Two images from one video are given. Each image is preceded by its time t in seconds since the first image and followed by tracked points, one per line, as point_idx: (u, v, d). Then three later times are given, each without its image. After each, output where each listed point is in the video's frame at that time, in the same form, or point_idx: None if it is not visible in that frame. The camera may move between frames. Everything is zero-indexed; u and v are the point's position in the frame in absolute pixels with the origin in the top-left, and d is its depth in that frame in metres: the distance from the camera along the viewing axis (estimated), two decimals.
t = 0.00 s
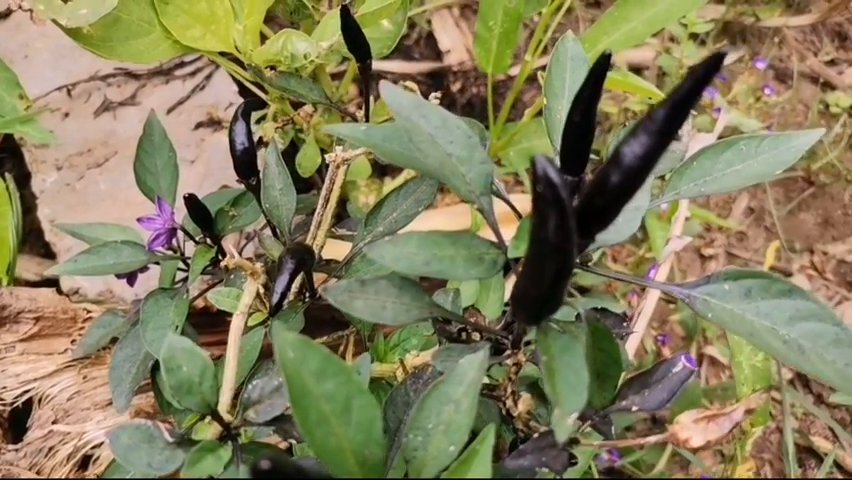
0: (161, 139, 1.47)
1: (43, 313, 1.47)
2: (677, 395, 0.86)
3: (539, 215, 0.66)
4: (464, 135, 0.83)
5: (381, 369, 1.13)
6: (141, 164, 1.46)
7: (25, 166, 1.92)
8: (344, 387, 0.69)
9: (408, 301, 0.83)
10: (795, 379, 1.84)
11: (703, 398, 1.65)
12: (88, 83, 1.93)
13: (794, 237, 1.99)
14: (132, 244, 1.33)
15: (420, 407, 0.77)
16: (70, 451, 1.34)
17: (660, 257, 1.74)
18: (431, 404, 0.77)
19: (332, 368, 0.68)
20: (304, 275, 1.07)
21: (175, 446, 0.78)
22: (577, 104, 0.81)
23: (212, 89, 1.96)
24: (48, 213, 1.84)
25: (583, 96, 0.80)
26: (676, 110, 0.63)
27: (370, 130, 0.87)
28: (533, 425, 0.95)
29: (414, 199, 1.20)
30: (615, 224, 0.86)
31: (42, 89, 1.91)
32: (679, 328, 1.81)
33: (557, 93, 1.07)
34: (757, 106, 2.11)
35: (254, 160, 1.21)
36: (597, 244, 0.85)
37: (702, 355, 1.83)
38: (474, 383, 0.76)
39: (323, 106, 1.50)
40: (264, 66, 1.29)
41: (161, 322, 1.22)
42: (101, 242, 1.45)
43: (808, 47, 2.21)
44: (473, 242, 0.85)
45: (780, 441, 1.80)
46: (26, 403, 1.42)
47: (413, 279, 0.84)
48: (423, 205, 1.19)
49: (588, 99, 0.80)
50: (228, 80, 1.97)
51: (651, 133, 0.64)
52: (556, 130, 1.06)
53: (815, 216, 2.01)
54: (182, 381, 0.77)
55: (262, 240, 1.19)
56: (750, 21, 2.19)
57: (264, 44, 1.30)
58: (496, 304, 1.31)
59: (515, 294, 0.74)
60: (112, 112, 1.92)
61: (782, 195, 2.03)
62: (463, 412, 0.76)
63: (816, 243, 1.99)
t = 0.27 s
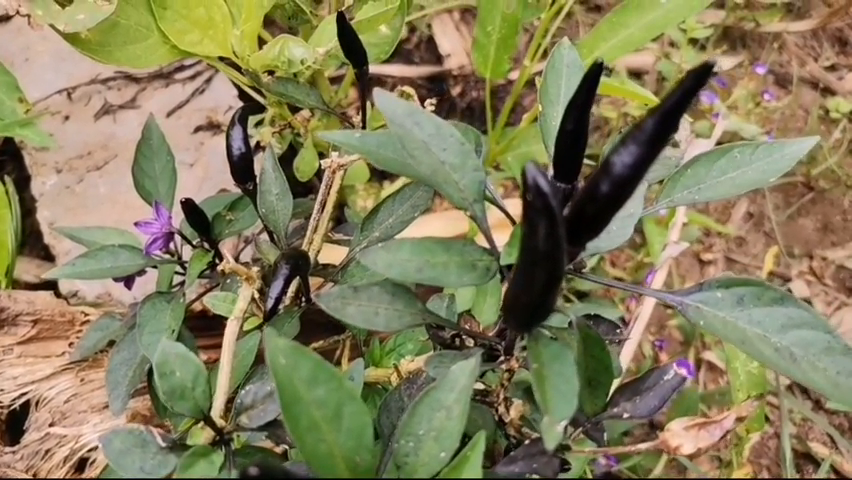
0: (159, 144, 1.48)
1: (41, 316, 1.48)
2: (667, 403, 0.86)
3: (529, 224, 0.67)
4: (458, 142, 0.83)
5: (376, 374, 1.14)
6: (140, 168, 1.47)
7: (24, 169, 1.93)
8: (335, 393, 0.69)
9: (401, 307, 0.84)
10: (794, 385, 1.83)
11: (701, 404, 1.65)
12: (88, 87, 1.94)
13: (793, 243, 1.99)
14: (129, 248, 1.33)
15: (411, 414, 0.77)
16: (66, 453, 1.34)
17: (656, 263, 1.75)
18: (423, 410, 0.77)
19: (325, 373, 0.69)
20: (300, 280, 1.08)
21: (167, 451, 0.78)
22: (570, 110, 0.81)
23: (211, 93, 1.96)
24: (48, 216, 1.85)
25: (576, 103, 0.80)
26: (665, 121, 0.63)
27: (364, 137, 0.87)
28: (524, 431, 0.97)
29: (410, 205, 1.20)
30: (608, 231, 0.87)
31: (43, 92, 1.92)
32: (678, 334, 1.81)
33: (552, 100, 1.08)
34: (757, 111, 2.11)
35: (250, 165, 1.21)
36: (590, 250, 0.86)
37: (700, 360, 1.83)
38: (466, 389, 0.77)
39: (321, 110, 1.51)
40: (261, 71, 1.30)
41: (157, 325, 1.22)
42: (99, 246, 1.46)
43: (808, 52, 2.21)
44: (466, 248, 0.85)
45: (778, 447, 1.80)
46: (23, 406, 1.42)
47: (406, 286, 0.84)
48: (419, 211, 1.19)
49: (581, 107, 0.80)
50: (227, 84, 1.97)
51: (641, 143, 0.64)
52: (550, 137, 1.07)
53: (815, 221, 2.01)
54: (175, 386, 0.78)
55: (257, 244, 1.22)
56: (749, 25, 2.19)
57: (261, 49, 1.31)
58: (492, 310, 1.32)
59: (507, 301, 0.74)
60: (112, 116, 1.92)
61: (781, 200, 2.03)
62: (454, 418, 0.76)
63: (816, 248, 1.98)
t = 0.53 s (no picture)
0: (161, 146, 1.49)
1: (43, 316, 1.49)
2: (659, 406, 0.87)
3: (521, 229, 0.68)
4: (453, 148, 0.84)
5: (374, 375, 1.15)
6: (141, 170, 1.48)
7: (28, 169, 1.94)
8: (330, 395, 0.70)
9: (396, 310, 0.85)
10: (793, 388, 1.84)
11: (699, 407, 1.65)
12: (92, 88, 1.95)
13: (793, 246, 2.00)
14: (131, 249, 1.35)
15: (405, 415, 0.78)
16: (68, 452, 1.35)
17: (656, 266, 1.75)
18: (417, 411, 0.78)
19: (320, 375, 0.70)
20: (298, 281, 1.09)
21: (165, 451, 0.80)
22: (564, 116, 0.81)
23: (214, 95, 1.98)
24: (50, 217, 1.86)
25: (569, 110, 0.81)
26: (656, 128, 0.64)
27: (361, 141, 0.88)
28: (519, 433, 0.98)
29: (408, 208, 1.21)
30: (602, 235, 0.88)
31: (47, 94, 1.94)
32: (677, 337, 1.82)
33: (549, 105, 1.09)
34: (757, 115, 2.11)
35: (250, 168, 1.23)
36: (584, 254, 0.87)
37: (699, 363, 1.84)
38: (460, 391, 0.77)
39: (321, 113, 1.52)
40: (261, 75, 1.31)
41: (157, 326, 1.23)
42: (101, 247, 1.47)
43: (810, 56, 2.21)
44: (460, 252, 0.86)
45: (777, 450, 1.80)
46: (24, 405, 1.43)
47: (401, 289, 0.85)
48: (417, 214, 1.20)
49: (575, 113, 0.81)
50: (230, 86, 1.99)
51: (631, 151, 0.65)
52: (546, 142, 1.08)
53: (815, 225, 2.01)
54: (173, 386, 0.79)
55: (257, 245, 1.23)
56: (751, 30, 2.20)
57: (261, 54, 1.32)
58: (490, 312, 1.33)
59: (500, 305, 0.75)
60: (115, 117, 1.94)
61: (782, 204, 2.03)
62: (448, 420, 0.77)
63: (816, 252, 1.99)
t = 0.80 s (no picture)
0: (164, 147, 1.51)
1: (47, 315, 1.50)
2: (653, 407, 0.88)
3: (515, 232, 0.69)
4: (450, 150, 0.85)
5: (372, 376, 1.16)
6: (145, 171, 1.50)
7: (33, 170, 1.96)
8: (326, 395, 0.71)
9: (393, 311, 0.86)
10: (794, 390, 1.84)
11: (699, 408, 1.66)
12: (96, 89, 1.97)
13: (794, 248, 2.00)
14: (134, 249, 1.36)
15: (402, 415, 0.79)
16: (71, 451, 1.37)
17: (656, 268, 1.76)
18: (413, 411, 0.79)
19: (317, 375, 0.71)
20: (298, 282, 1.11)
21: (165, 449, 0.81)
22: (559, 119, 0.82)
23: (217, 96, 1.99)
24: (55, 216, 1.88)
25: (564, 114, 0.82)
26: (647, 133, 0.65)
27: (359, 144, 0.89)
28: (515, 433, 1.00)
29: (408, 209, 1.22)
30: (597, 237, 0.89)
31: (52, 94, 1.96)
32: (677, 338, 1.82)
33: (547, 107, 1.09)
34: (759, 117, 2.11)
35: (251, 170, 1.24)
36: (579, 256, 0.88)
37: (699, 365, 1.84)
38: (455, 392, 0.78)
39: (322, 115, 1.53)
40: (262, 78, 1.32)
41: (159, 326, 1.25)
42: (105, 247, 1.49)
43: (813, 57, 2.21)
44: (457, 254, 0.87)
45: (777, 452, 1.80)
46: (28, 404, 1.45)
47: (398, 290, 0.86)
48: (417, 216, 1.21)
49: (569, 116, 0.82)
50: (233, 87, 2.00)
51: (623, 155, 0.66)
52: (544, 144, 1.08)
53: (817, 227, 2.01)
54: (172, 386, 0.80)
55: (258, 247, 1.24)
56: (753, 31, 2.20)
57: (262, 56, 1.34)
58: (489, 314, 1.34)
59: (494, 307, 0.76)
60: (119, 118, 1.95)
61: (784, 206, 2.04)
62: (444, 420, 0.78)
63: (818, 254, 1.99)
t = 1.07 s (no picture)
0: (166, 153, 1.52)
1: (51, 320, 1.53)
2: (649, 413, 0.89)
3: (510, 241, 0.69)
4: (447, 159, 0.86)
5: (372, 381, 1.17)
6: (147, 177, 1.51)
7: (38, 175, 1.97)
8: (323, 401, 0.72)
9: (391, 318, 0.87)
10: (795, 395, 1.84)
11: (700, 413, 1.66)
12: (100, 95, 1.98)
13: (796, 253, 2.01)
14: (136, 255, 1.37)
15: (398, 421, 0.80)
16: (74, 454, 1.37)
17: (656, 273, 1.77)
18: (409, 418, 0.80)
19: (314, 382, 0.72)
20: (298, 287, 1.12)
21: (164, 454, 0.82)
22: (555, 128, 0.83)
23: (220, 101, 2.01)
24: (59, 221, 1.89)
25: (560, 123, 0.82)
26: (639, 144, 0.66)
27: (358, 152, 0.91)
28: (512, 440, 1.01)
29: (407, 216, 1.22)
30: (593, 245, 0.90)
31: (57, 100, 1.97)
32: (679, 343, 1.83)
33: (544, 114, 1.10)
34: (761, 122, 2.12)
35: (252, 177, 1.25)
36: (575, 264, 0.89)
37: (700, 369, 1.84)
38: (451, 398, 0.79)
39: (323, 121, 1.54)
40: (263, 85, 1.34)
41: (161, 331, 1.26)
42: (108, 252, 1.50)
43: (815, 62, 2.21)
44: (454, 261, 0.88)
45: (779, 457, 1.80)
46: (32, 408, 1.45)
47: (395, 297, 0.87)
48: (416, 222, 1.22)
49: (566, 126, 0.82)
50: (236, 93, 2.02)
51: (615, 165, 0.67)
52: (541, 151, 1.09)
53: (819, 232, 2.01)
54: (172, 392, 0.81)
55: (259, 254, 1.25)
56: (755, 36, 2.20)
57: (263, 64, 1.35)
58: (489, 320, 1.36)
59: (490, 314, 0.77)
60: (123, 123, 1.97)
61: (786, 210, 2.04)
62: (440, 426, 0.79)
63: (820, 259, 1.99)
